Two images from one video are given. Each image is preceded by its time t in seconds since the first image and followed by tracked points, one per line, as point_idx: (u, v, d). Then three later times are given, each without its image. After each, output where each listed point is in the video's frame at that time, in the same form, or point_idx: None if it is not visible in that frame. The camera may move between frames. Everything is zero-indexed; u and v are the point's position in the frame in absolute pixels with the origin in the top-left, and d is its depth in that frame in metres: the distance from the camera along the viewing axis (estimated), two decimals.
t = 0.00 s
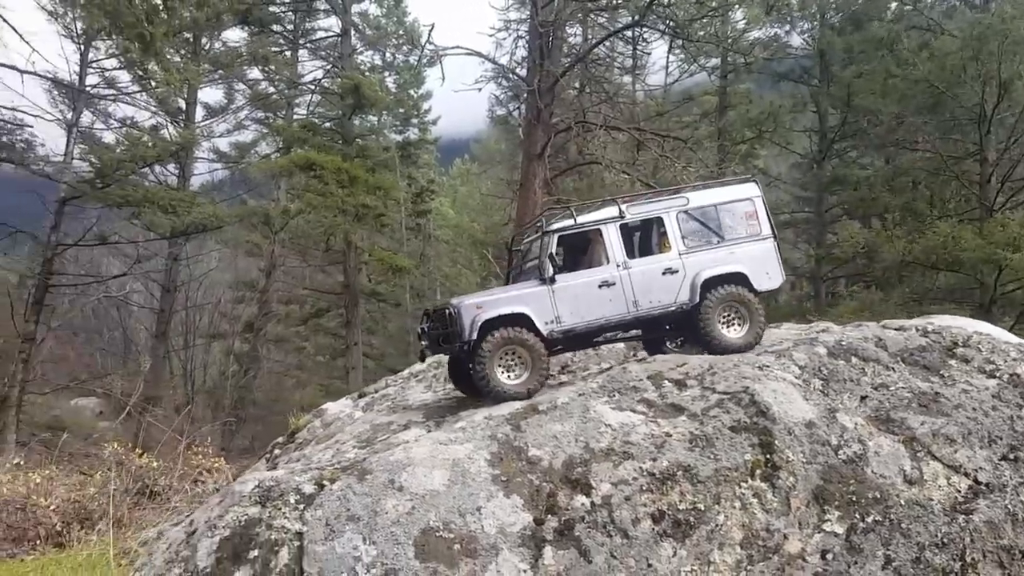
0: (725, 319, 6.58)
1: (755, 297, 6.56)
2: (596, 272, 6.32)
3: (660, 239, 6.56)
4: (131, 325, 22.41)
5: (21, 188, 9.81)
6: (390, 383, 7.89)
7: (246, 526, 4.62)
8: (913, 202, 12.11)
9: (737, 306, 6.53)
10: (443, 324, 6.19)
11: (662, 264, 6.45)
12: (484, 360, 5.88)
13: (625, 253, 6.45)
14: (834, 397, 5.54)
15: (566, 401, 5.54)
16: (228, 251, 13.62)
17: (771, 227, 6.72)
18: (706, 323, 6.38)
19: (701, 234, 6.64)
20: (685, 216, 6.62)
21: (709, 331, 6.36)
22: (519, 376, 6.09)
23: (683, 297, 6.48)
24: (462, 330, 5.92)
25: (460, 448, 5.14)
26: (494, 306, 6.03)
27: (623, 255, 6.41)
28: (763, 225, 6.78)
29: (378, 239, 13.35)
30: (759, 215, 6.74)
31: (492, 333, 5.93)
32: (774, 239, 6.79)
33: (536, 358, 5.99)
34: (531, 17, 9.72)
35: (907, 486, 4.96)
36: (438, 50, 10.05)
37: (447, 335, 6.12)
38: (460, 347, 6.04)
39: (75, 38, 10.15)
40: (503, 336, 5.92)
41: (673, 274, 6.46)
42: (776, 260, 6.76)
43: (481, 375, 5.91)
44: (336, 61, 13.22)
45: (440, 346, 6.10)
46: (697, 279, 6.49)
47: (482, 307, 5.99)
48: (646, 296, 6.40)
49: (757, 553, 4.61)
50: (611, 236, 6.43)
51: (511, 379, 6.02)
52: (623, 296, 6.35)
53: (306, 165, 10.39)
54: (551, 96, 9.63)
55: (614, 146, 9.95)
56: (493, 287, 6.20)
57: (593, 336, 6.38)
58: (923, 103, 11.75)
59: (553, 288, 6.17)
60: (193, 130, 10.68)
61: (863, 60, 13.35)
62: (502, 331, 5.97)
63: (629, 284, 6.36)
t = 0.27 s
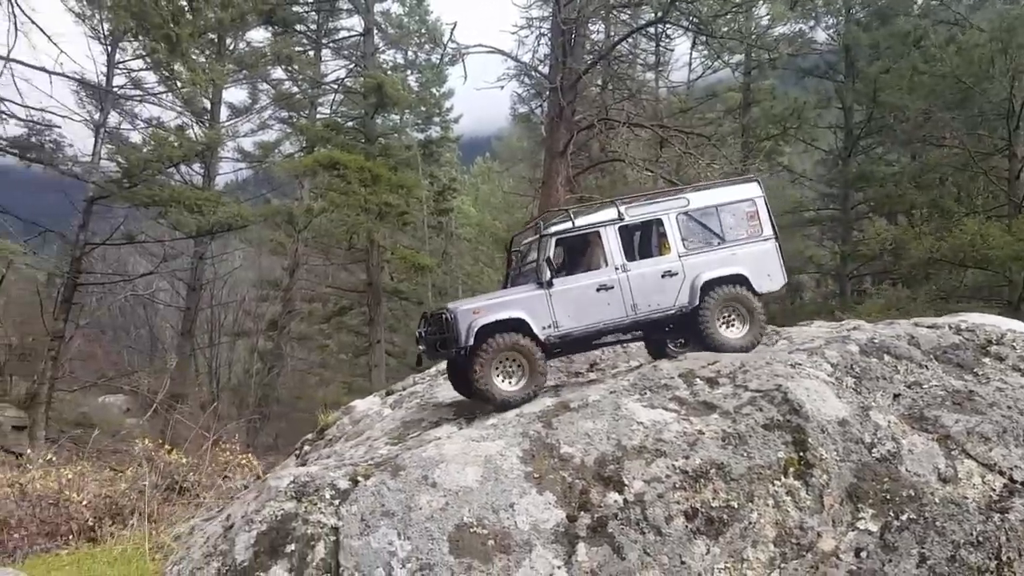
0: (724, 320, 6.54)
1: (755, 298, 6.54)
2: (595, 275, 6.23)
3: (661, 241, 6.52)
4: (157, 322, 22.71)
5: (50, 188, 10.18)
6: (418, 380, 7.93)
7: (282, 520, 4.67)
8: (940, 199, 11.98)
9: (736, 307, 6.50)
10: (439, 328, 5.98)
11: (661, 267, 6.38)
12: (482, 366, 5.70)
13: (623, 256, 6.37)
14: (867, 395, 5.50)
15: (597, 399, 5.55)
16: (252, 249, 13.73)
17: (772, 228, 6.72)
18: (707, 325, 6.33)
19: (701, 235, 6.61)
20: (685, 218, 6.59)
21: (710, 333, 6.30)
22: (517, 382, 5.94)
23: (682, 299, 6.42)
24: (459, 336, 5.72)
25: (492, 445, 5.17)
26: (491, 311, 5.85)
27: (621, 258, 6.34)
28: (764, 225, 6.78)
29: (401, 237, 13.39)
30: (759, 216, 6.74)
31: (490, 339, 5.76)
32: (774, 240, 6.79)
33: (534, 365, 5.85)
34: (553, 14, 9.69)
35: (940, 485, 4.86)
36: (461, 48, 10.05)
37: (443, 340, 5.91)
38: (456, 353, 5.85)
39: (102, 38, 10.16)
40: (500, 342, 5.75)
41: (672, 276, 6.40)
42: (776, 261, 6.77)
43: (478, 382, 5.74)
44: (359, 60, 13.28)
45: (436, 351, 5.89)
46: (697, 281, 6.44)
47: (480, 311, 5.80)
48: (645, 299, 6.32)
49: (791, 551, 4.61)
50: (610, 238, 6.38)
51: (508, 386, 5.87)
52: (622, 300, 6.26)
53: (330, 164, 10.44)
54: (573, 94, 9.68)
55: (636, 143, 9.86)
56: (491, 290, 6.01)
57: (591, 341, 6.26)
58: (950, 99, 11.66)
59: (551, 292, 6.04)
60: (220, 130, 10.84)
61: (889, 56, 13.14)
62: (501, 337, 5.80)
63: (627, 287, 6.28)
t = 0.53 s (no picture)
0: (747, 317, 6.48)
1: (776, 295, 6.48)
2: (614, 274, 6.24)
3: (680, 239, 6.47)
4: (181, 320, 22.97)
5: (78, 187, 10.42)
6: (446, 377, 7.98)
7: (319, 515, 4.75)
8: (968, 195, 11.87)
9: (759, 304, 6.45)
10: (460, 330, 6.06)
11: (681, 266, 6.37)
12: (503, 366, 5.72)
13: (643, 254, 6.36)
14: (902, 392, 5.45)
15: (630, 396, 5.55)
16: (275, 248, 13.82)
17: (793, 225, 6.65)
18: (727, 322, 6.28)
19: (721, 233, 6.56)
20: (705, 216, 6.55)
21: (731, 331, 6.27)
22: (538, 384, 5.92)
23: (703, 298, 6.40)
24: (480, 337, 5.79)
25: (525, 442, 5.19)
26: (511, 312, 5.91)
27: (641, 257, 6.33)
28: (784, 222, 6.72)
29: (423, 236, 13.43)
30: (780, 213, 6.67)
31: (511, 341, 5.79)
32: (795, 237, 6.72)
33: (556, 366, 5.84)
34: (575, 11, 9.67)
35: (977, 482, 4.84)
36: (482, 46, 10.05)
37: (464, 342, 5.99)
38: (478, 354, 5.90)
39: (128, 40, 10.22)
40: (521, 343, 5.78)
41: (692, 274, 6.38)
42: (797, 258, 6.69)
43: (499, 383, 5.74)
44: (381, 59, 13.33)
45: (458, 353, 5.96)
46: (717, 279, 6.42)
47: (500, 312, 5.86)
48: (665, 298, 6.32)
49: (827, 548, 4.59)
50: (629, 237, 6.36)
51: (529, 387, 5.84)
52: (642, 299, 6.26)
53: (353, 163, 10.42)
54: (596, 90, 9.61)
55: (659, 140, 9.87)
56: (510, 292, 6.09)
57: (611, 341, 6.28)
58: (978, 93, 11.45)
59: (571, 292, 6.07)
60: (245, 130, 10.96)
61: (916, 50, 13.05)
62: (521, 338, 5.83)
63: (647, 286, 6.28)
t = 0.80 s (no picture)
0: (756, 312, 6.45)
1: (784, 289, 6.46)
2: (621, 272, 6.21)
3: (685, 236, 6.45)
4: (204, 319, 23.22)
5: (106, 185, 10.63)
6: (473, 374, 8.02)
7: (353, 509, 4.80)
8: (994, 190, 11.49)
9: (767, 298, 6.42)
10: (467, 332, 6.07)
11: (687, 262, 6.34)
12: (511, 369, 5.70)
13: (649, 252, 6.34)
14: (935, 388, 5.40)
15: (661, 392, 5.54)
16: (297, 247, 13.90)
17: (799, 218, 6.62)
18: (736, 318, 6.25)
19: (727, 228, 6.54)
20: (710, 212, 6.53)
21: (740, 326, 6.23)
22: (548, 387, 5.89)
23: (711, 294, 6.37)
24: (487, 338, 5.79)
25: (557, 438, 5.20)
26: (518, 313, 5.90)
27: (647, 254, 6.31)
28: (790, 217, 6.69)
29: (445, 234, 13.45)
30: (785, 207, 6.65)
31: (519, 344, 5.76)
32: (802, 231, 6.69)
33: (565, 369, 5.81)
34: (595, 8, 9.63)
35: (1013, 478, 4.75)
36: (504, 44, 10.04)
37: (471, 344, 6.00)
38: (485, 356, 5.90)
39: (152, 40, 10.31)
40: (529, 346, 5.76)
41: (699, 271, 6.36)
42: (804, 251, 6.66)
43: (507, 385, 5.72)
44: (402, 57, 13.36)
45: (465, 355, 5.96)
46: (725, 275, 6.38)
47: (506, 313, 5.86)
48: (672, 294, 6.29)
49: (861, 544, 4.55)
50: (634, 234, 6.33)
51: (539, 391, 5.82)
52: (649, 296, 6.23)
53: (374, 162, 10.40)
54: (617, 87, 9.57)
55: (681, 136, 9.88)
56: (517, 293, 6.08)
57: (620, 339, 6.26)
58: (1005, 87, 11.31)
59: (577, 291, 6.05)
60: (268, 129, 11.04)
61: (941, 45, 12.90)
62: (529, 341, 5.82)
63: (654, 283, 6.26)
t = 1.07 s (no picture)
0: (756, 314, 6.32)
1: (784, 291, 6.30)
2: (617, 275, 6.09)
3: (683, 238, 6.30)
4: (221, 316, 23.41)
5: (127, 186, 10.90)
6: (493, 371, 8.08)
7: (379, 503, 4.83)
8: (1016, 187, 11.24)
9: (767, 300, 6.28)
10: (462, 336, 5.97)
11: (685, 264, 6.20)
12: (507, 376, 5.63)
13: (646, 254, 6.20)
14: (962, 385, 5.36)
15: (686, 389, 5.52)
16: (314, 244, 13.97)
17: (799, 219, 6.44)
18: (735, 321, 6.11)
19: (725, 229, 6.38)
20: (707, 213, 6.37)
21: (740, 329, 6.10)
22: (545, 394, 5.82)
23: (709, 297, 6.23)
24: (481, 343, 5.69)
25: (581, 433, 5.20)
26: (512, 317, 5.80)
27: (644, 256, 6.17)
28: (791, 217, 6.51)
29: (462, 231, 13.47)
30: (785, 207, 6.47)
31: (515, 351, 5.68)
32: (802, 231, 6.51)
33: (561, 375, 5.73)
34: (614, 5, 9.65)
35: None
36: (522, 40, 10.02)
37: (466, 348, 5.90)
38: (480, 360, 5.82)
39: (173, 39, 10.39)
40: (525, 353, 5.68)
41: (697, 273, 6.22)
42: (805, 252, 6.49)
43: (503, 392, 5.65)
44: (420, 55, 13.39)
45: (460, 359, 5.88)
46: (723, 277, 6.23)
47: (501, 317, 5.76)
48: (669, 297, 6.16)
49: (888, 541, 4.51)
50: (631, 236, 6.20)
51: (537, 398, 5.77)
52: (646, 299, 6.12)
53: (392, 159, 10.42)
54: (635, 83, 9.59)
55: (699, 133, 9.88)
56: (512, 296, 5.98)
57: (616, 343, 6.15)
58: None
59: (573, 295, 5.94)
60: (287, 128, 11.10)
61: (964, 40, 12.74)
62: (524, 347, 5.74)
63: (651, 286, 6.13)
